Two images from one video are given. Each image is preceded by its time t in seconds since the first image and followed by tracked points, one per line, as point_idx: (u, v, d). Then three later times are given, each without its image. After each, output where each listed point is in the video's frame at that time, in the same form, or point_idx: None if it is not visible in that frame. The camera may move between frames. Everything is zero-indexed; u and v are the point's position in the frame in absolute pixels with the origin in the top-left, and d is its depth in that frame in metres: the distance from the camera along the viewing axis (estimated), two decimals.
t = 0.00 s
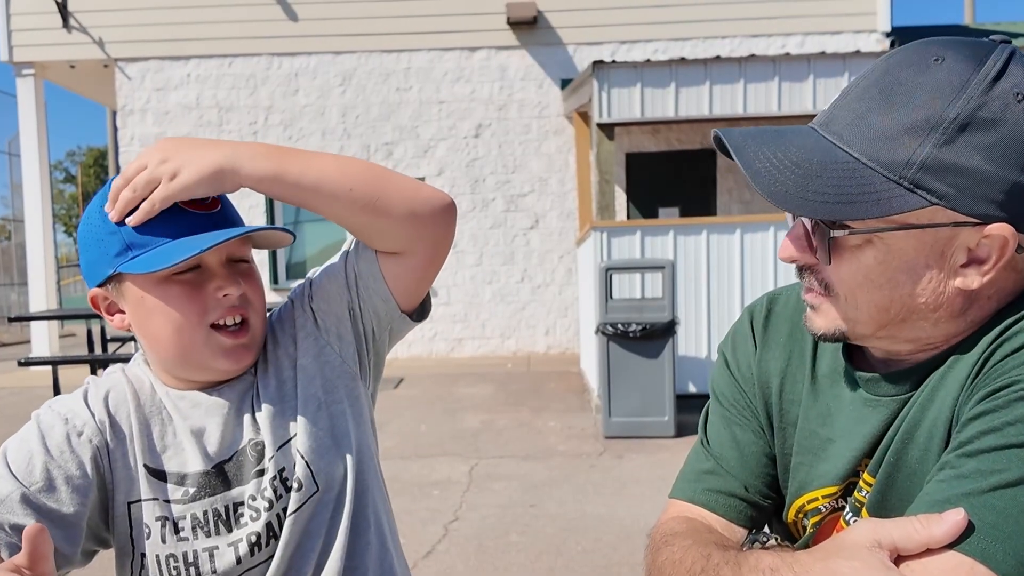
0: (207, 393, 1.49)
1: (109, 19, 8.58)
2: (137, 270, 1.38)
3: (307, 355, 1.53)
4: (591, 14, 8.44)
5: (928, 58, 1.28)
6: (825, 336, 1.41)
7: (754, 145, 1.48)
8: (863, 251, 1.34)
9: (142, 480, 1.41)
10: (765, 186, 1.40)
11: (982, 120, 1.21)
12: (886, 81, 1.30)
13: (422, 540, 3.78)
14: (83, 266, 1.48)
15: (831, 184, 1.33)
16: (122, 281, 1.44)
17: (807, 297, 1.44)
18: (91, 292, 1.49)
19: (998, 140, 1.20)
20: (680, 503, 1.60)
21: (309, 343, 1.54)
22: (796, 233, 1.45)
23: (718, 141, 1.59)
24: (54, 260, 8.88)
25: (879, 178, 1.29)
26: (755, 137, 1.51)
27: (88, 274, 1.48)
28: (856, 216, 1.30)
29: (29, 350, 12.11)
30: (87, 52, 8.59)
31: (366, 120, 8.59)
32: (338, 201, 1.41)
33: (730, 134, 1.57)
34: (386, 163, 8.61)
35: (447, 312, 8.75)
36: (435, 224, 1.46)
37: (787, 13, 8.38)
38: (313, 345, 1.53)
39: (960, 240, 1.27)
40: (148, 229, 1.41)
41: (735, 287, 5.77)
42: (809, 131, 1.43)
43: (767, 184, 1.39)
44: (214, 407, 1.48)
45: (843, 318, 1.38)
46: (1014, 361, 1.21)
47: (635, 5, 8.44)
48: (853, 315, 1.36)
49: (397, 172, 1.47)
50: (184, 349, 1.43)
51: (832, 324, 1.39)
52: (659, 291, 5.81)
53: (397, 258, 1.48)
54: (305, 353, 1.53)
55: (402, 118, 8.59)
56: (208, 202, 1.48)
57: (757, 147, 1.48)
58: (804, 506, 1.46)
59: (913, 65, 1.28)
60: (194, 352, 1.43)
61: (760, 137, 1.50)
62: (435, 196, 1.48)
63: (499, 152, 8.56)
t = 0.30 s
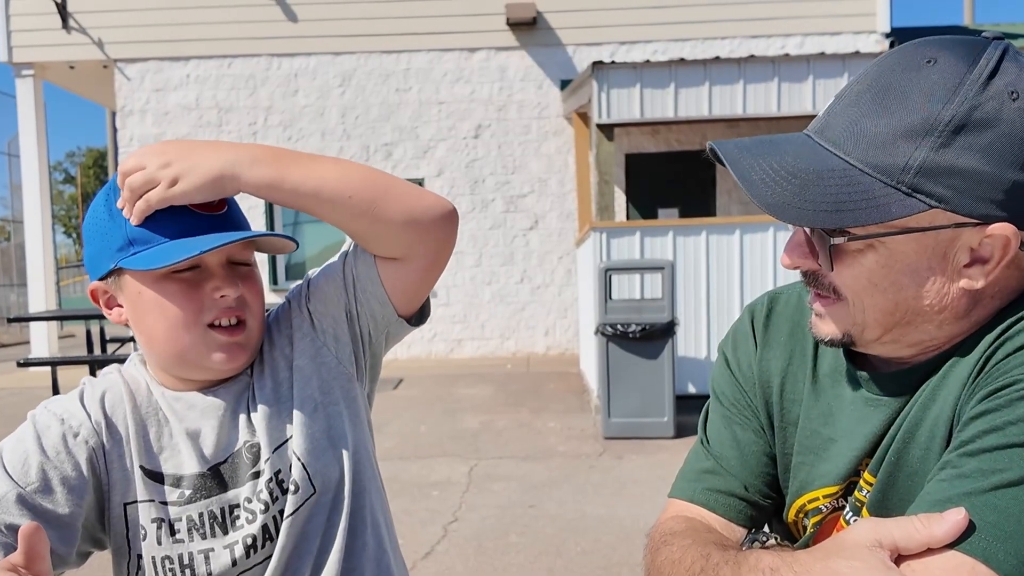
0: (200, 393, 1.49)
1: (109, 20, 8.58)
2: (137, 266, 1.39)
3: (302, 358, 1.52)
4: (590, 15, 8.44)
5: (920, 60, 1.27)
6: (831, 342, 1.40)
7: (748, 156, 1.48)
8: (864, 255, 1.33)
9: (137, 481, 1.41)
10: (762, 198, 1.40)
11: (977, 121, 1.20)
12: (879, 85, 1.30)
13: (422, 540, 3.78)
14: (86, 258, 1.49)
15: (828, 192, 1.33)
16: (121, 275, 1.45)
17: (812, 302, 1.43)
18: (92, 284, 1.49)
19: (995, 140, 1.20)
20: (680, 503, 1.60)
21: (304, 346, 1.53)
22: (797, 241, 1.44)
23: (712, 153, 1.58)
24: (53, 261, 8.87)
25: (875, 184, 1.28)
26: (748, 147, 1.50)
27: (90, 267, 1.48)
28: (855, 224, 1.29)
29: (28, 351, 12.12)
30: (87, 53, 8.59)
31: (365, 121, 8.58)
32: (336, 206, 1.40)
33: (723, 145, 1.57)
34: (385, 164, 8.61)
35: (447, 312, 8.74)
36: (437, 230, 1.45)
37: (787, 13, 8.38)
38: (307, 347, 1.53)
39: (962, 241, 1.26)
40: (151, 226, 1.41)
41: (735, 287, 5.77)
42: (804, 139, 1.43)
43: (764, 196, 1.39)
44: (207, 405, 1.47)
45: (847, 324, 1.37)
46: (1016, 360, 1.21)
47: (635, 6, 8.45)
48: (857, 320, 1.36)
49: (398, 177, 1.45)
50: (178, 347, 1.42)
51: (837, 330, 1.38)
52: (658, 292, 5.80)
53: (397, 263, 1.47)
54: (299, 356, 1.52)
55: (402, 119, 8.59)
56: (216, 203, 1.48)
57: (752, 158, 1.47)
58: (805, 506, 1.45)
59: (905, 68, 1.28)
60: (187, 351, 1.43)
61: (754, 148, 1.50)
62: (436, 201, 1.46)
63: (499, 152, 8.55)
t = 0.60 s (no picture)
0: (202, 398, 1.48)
1: (108, 20, 8.57)
2: (147, 266, 1.40)
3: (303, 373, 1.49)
4: (590, 15, 8.44)
5: (926, 56, 1.27)
6: (825, 338, 1.39)
7: (749, 145, 1.47)
8: (862, 251, 1.32)
9: (135, 488, 1.41)
10: (763, 188, 1.39)
11: (981, 118, 1.20)
12: (884, 79, 1.29)
13: (421, 541, 3.77)
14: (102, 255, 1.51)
15: (827, 184, 1.32)
16: (131, 270, 1.46)
17: (807, 296, 1.43)
18: (103, 278, 1.51)
19: (998, 139, 1.19)
20: (679, 504, 1.59)
21: (304, 363, 1.49)
22: (794, 234, 1.44)
23: (713, 143, 1.58)
24: (52, 261, 8.86)
25: (876, 179, 1.28)
26: (753, 137, 1.49)
27: (103, 259, 1.50)
28: (853, 217, 1.29)
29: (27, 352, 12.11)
30: (86, 53, 8.58)
31: (364, 121, 8.57)
32: (331, 203, 1.36)
33: (726, 133, 1.56)
34: (384, 164, 8.60)
35: (446, 313, 8.74)
36: (432, 241, 1.39)
37: (786, 14, 8.38)
38: (306, 364, 1.49)
39: (960, 240, 1.25)
40: (163, 227, 1.42)
41: (734, 288, 5.76)
42: (806, 131, 1.42)
43: (764, 186, 1.38)
44: (213, 413, 1.46)
45: (842, 321, 1.36)
46: (1016, 360, 1.20)
47: (634, 6, 8.45)
48: (852, 317, 1.35)
49: (404, 183, 1.40)
50: (180, 349, 1.42)
51: (832, 326, 1.38)
52: (657, 292, 5.80)
53: (390, 273, 1.43)
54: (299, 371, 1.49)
55: (401, 119, 8.58)
56: (231, 208, 1.47)
57: (753, 147, 1.46)
58: (804, 507, 1.45)
59: (910, 62, 1.27)
60: (189, 354, 1.42)
61: (756, 138, 1.49)
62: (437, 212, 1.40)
63: (498, 152, 8.55)
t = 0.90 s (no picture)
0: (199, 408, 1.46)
1: (107, 20, 8.55)
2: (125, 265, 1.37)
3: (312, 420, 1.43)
4: (589, 15, 8.43)
5: (933, 49, 1.26)
6: (827, 334, 1.38)
7: (754, 137, 1.47)
8: (865, 245, 1.31)
9: (121, 499, 1.41)
10: (767, 180, 1.38)
11: (987, 111, 1.19)
12: (890, 71, 1.28)
13: (420, 541, 3.76)
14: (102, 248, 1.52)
15: (831, 178, 1.31)
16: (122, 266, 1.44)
17: (810, 292, 1.41)
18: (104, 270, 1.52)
19: (1005, 133, 1.18)
20: (680, 503, 1.58)
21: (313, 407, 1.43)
22: (796, 228, 1.42)
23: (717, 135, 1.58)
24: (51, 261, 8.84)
25: (882, 173, 1.27)
26: (758, 129, 1.49)
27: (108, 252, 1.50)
28: (857, 211, 1.28)
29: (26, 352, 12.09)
30: (85, 53, 8.56)
31: (364, 121, 8.56)
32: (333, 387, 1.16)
33: (732, 125, 1.56)
34: (384, 164, 8.58)
35: (445, 313, 8.73)
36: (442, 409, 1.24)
37: (785, 13, 8.37)
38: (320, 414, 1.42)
39: (964, 235, 1.25)
40: (145, 226, 1.39)
41: (734, 288, 5.75)
42: (811, 123, 1.42)
43: (768, 178, 1.38)
44: (212, 424, 1.45)
45: (846, 315, 1.35)
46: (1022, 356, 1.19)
47: (634, 6, 8.44)
48: (854, 313, 1.34)
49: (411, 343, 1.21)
50: (160, 354, 1.40)
51: (835, 321, 1.37)
52: (657, 292, 5.79)
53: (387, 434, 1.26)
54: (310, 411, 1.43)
55: (401, 119, 8.57)
56: (218, 206, 1.40)
57: (758, 139, 1.46)
58: (808, 506, 1.44)
59: (916, 56, 1.26)
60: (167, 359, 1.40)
61: (761, 129, 1.49)
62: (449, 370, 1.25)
63: (498, 152, 8.54)
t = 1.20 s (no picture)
0: (210, 413, 1.46)
1: (107, 20, 8.54)
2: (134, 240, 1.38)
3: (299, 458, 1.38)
4: (589, 15, 8.42)
5: (946, 41, 1.25)
6: (840, 333, 1.38)
7: (770, 136, 1.45)
8: (887, 243, 1.30)
9: (109, 501, 1.44)
10: (789, 180, 1.37)
11: (1010, 103, 1.18)
12: (906, 64, 1.27)
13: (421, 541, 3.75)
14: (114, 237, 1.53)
15: (854, 174, 1.30)
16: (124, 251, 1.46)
17: (819, 291, 1.41)
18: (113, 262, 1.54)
19: None
20: (686, 501, 1.57)
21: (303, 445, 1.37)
22: (810, 227, 1.42)
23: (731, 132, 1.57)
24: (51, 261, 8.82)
25: (906, 168, 1.25)
26: (773, 127, 1.48)
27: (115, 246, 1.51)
28: (880, 207, 1.27)
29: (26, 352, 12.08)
30: (84, 53, 8.55)
31: (364, 121, 8.55)
32: None
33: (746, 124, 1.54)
34: (384, 164, 8.57)
35: (445, 313, 8.71)
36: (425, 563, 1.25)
37: (786, 13, 8.36)
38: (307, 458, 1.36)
39: (987, 229, 1.24)
40: (150, 205, 1.39)
41: (735, 287, 5.74)
42: (822, 120, 1.41)
43: (792, 180, 1.37)
44: (208, 432, 1.44)
45: (860, 313, 1.34)
46: None
47: (634, 6, 8.43)
48: (870, 311, 1.33)
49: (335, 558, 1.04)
50: (161, 338, 1.39)
51: (846, 320, 1.36)
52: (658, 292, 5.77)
53: None
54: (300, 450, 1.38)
55: (401, 119, 8.56)
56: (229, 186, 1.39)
57: (773, 138, 1.44)
58: (815, 504, 1.43)
59: (931, 48, 1.26)
60: (167, 342, 1.39)
61: (773, 128, 1.47)
62: (423, 515, 1.26)
63: (498, 152, 8.53)
